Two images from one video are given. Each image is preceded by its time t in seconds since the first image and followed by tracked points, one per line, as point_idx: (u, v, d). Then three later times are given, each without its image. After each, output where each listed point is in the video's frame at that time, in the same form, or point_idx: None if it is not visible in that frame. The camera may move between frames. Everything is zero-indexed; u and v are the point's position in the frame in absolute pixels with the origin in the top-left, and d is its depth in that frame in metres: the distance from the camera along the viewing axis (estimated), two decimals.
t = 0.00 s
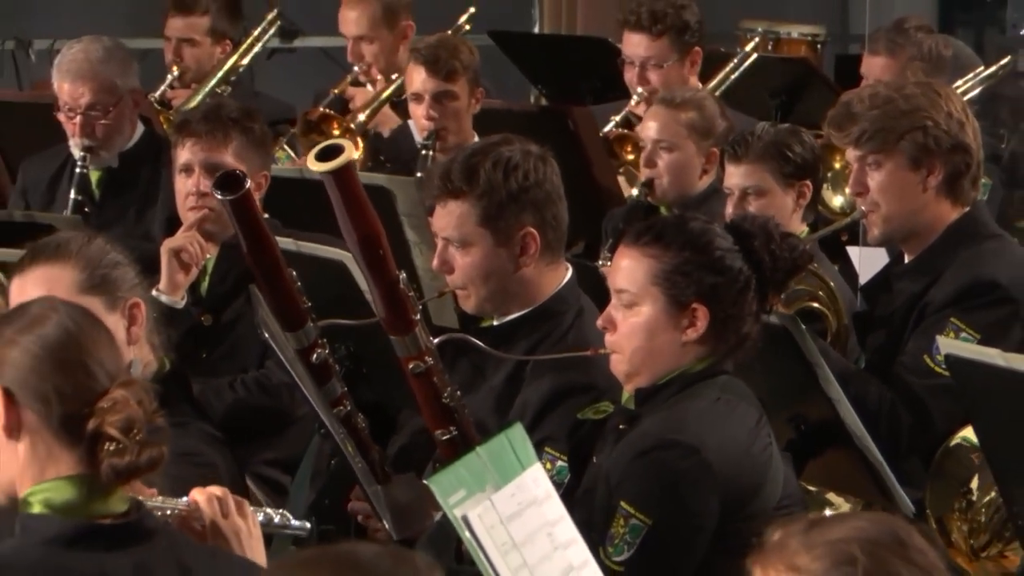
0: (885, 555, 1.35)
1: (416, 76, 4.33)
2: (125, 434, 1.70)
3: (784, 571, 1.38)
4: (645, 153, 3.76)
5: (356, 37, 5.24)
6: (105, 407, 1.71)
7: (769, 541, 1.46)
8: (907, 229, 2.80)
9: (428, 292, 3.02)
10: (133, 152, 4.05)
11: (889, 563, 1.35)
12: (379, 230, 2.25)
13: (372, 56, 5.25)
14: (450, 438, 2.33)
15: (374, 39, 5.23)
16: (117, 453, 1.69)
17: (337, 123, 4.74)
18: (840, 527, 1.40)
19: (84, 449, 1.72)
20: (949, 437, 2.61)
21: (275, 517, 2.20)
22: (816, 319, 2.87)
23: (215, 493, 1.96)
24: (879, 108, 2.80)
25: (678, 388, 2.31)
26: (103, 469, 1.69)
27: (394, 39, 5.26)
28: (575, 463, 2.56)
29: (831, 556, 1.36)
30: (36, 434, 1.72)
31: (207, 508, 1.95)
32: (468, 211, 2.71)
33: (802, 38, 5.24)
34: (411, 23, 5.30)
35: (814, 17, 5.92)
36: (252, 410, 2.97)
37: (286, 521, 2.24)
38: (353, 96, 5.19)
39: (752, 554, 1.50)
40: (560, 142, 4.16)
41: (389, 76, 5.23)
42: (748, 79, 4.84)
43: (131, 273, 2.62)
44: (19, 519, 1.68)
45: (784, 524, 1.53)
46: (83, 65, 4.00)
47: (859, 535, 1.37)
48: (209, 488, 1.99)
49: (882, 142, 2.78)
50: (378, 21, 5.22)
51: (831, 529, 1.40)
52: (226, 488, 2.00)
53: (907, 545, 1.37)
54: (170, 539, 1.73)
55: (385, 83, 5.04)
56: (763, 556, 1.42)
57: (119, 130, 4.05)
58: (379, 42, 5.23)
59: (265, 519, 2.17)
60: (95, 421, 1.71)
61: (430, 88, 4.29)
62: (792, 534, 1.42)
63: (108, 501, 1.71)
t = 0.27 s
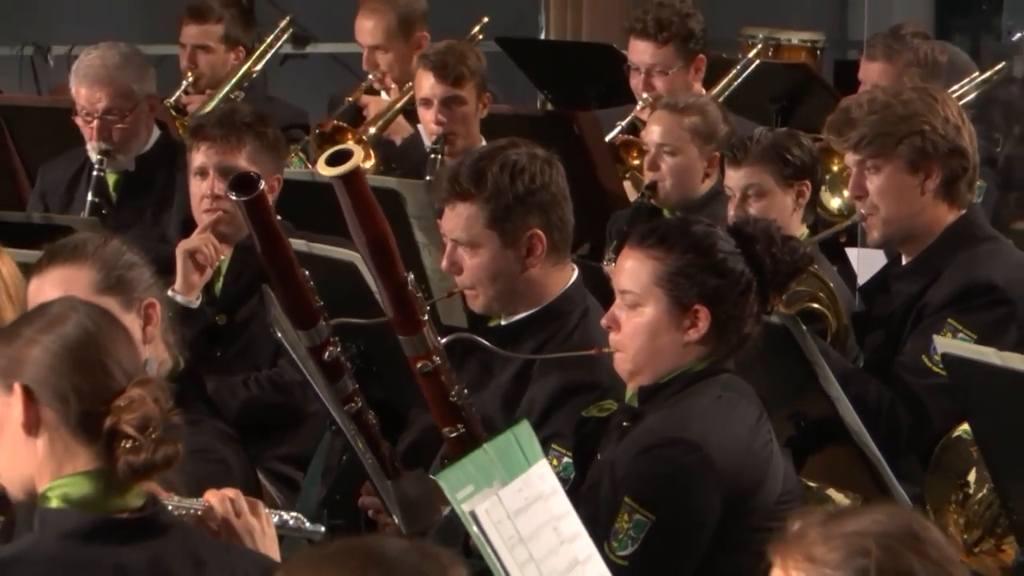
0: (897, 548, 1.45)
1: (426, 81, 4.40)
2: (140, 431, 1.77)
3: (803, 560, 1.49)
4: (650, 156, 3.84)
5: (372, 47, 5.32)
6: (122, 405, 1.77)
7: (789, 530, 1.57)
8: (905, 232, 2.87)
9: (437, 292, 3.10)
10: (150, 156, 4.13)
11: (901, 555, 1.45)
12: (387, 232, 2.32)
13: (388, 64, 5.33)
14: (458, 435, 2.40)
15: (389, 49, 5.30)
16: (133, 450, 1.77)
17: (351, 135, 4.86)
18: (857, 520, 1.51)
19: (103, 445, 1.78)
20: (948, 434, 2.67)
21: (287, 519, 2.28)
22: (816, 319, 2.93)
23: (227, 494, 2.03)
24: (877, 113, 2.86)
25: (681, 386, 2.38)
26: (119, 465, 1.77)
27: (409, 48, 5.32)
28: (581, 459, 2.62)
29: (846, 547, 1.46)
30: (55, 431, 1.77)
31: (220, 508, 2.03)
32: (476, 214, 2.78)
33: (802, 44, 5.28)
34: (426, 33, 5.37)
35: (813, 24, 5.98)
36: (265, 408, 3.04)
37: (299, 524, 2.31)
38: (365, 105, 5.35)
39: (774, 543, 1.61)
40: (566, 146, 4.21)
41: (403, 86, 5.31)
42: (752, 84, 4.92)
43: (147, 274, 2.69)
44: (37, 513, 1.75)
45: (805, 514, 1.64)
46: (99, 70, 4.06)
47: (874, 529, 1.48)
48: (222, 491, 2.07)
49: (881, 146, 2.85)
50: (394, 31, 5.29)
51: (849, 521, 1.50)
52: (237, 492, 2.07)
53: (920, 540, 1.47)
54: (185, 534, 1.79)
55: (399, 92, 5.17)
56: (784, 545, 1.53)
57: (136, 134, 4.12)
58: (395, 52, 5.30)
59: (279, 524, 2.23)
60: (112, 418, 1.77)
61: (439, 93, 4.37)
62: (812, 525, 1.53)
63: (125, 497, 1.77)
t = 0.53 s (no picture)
0: (911, 543, 1.54)
1: (434, 85, 4.45)
2: (154, 428, 1.83)
3: (823, 552, 1.58)
4: (652, 159, 3.90)
5: (391, 51, 5.44)
6: (137, 401, 1.83)
7: (811, 523, 1.66)
8: (905, 234, 2.92)
9: (444, 292, 3.16)
10: (163, 158, 4.20)
11: (915, 549, 1.54)
12: (396, 234, 2.37)
13: (407, 69, 5.43)
14: (465, 433, 2.45)
15: (408, 55, 5.42)
16: (147, 447, 1.82)
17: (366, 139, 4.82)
18: (878, 514, 1.60)
19: (118, 441, 1.84)
20: (944, 428, 2.74)
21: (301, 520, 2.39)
22: (816, 319, 2.99)
23: (239, 494, 2.11)
24: (877, 117, 2.92)
25: (683, 385, 2.44)
26: (134, 462, 1.82)
27: (427, 52, 5.44)
28: (586, 456, 2.68)
29: (863, 540, 1.55)
30: (72, 427, 1.83)
31: (231, 508, 2.10)
32: (483, 216, 2.84)
33: (802, 50, 5.37)
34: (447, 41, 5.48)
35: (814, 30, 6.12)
36: (276, 405, 3.10)
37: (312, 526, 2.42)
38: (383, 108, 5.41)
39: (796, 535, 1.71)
40: (572, 147, 4.28)
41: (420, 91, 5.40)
42: (755, 88, 4.98)
43: (161, 274, 2.73)
44: (54, 508, 1.80)
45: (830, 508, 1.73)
46: (114, 73, 4.15)
47: (891, 523, 1.56)
48: (234, 491, 2.14)
49: (880, 150, 2.90)
50: (415, 39, 5.42)
51: (869, 515, 1.59)
52: (249, 491, 2.14)
53: (935, 536, 1.56)
54: (199, 529, 1.83)
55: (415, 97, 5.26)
56: (805, 537, 1.62)
57: (150, 137, 4.20)
58: (414, 57, 5.42)
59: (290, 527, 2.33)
60: (128, 415, 1.83)
61: (447, 97, 4.42)
62: (833, 518, 1.62)
63: (140, 492, 1.82)
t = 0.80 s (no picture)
0: (922, 537, 1.50)
1: (444, 90, 4.51)
2: (169, 423, 1.88)
3: (837, 545, 1.54)
4: (656, 163, 3.96)
5: (413, 58, 5.58)
6: (151, 399, 1.90)
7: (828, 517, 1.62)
8: (904, 235, 2.99)
9: (453, 293, 3.22)
10: (178, 160, 4.28)
11: (927, 544, 1.50)
12: (405, 241, 2.45)
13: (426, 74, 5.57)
14: (474, 433, 2.51)
15: (428, 60, 5.56)
16: (162, 442, 1.87)
17: (388, 145, 5.04)
18: (893, 509, 1.55)
19: (133, 437, 1.90)
20: (942, 425, 2.81)
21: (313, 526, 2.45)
22: (816, 319, 3.06)
23: (256, 496, 2.22)
24: (877, 120, 2.99)
25: (686, 383, 2.50)
26: (149, 457, 1.87)
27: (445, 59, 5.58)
28: (592, 454, 2.72)
29: (876, 533, 1.52)
30: (88, 424, 1.90)
31: (248, 510, 2.21)
32: (492, 218, 2.90)
33: (803, 56, 5.48)
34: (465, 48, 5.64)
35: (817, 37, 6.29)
36: (288, 402, 3.16)
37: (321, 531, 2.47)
38: (403, 112, 5.48)
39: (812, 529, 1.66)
40: (579, 151, 4.36)
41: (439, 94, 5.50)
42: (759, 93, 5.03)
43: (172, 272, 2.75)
44: (71, 503, 1.86)
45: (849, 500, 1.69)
46: (130, 77, 4.24)
47: (905, 518, 1.52)
48: (249, 494, 2.25)
49: (880, 153, 2.97)
50: (436, 45, 5.57)
51: (884, 509, 1.55)
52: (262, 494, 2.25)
53: (949, 532, 1.52)
54: (214, 526, 1.88)
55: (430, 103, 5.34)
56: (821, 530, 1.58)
57: (165, 139, 4.28)
58: (433, 62, 5.56)
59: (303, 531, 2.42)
60: (142, 412, 1.89)
61: (457, 102, 4.48)
62: (849, 511, 1.58)
63: (156, 487, 1.88)
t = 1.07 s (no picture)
0: (923, 533, 1.57)
1: (452, 95, 4.58)
2: (182, 419, 1.95)
3: (839, 539, 1.61)
4: (660, 165, 4.02)
5: (425, 63, 5.64)
6: (164, 396, 1.96)
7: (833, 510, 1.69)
8: (902, 235, 3.05)
9: (461, 293, 3.28)
10: (192, 162, 4.34)
11: (927, 540, 1.57)
12: (414, 249, 2.51)
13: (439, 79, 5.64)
14: (482, 435, 2.58)
15: (440, 65, 5.63)
16: (175, 438, 1.94)
17: (402, 148, 5.11)
18: (895, 505, 1.62)
19: (146, 434, 1.96)
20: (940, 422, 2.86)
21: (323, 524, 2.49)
22: (815, 318, 3.11)
23: (268, 494, 2.30)
24: (875, 123, 3.06)
25: (689, 380, 2.56)
26: (162, 453, 1.93)
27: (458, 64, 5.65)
28: (598, 452, 2.78)
29: (878, 529, 1.58)
30: (102, 421, 1.96)
31: (261, 506, 2.28)
32: (499, 219, 2.97)
33: (804, 61, 5.58)
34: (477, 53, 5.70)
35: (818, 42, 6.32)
36: (298, 400, 3.23)
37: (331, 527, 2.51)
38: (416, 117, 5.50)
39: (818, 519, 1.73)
40: (584, 155, 4.43)
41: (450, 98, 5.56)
42: (760, 97, 5.09)
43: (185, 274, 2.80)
44: (86, 498, 1.91)
45: (853, 494, 1.76)
46: (145, 80, 4.36)
47: (906, 515, 1.59)
48: (261, 490, 2.32)
49: (877, 154, 3.03)
50: (449, 50, 5.63)
51: (887, 505, 1.62)
52: (274, 491, 2.33)
53: (949, 529, 1.58)
54: (226, 521, 1.92)
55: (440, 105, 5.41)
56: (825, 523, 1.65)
57: (179, 141, 4.35)
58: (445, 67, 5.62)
59: (314, 527, 2.49)
60: (155, 410, 1.95)
61: (464, 107, 4.54)
62: (853, 505, 1.65)
63: (170, 483, 1.93)
